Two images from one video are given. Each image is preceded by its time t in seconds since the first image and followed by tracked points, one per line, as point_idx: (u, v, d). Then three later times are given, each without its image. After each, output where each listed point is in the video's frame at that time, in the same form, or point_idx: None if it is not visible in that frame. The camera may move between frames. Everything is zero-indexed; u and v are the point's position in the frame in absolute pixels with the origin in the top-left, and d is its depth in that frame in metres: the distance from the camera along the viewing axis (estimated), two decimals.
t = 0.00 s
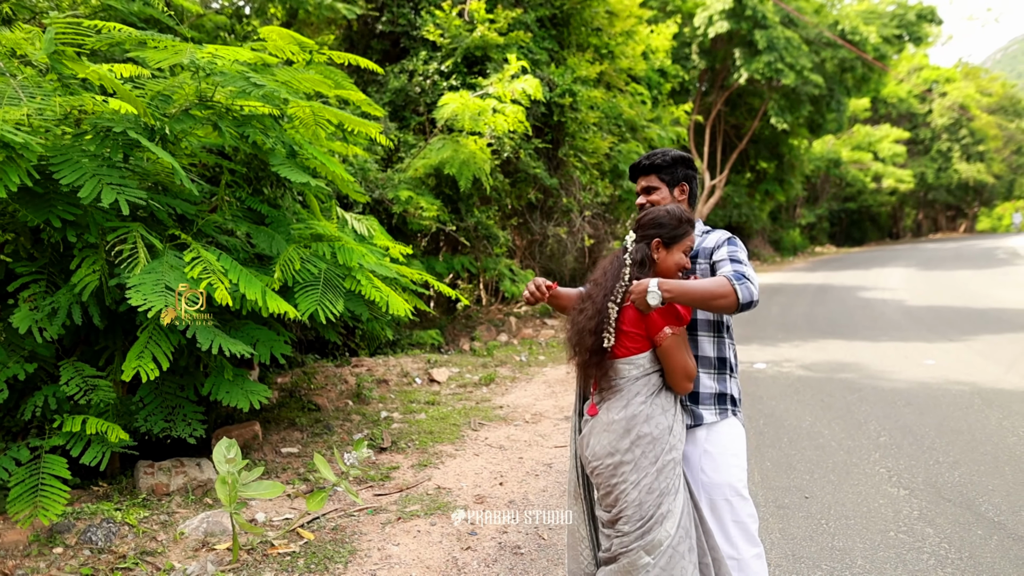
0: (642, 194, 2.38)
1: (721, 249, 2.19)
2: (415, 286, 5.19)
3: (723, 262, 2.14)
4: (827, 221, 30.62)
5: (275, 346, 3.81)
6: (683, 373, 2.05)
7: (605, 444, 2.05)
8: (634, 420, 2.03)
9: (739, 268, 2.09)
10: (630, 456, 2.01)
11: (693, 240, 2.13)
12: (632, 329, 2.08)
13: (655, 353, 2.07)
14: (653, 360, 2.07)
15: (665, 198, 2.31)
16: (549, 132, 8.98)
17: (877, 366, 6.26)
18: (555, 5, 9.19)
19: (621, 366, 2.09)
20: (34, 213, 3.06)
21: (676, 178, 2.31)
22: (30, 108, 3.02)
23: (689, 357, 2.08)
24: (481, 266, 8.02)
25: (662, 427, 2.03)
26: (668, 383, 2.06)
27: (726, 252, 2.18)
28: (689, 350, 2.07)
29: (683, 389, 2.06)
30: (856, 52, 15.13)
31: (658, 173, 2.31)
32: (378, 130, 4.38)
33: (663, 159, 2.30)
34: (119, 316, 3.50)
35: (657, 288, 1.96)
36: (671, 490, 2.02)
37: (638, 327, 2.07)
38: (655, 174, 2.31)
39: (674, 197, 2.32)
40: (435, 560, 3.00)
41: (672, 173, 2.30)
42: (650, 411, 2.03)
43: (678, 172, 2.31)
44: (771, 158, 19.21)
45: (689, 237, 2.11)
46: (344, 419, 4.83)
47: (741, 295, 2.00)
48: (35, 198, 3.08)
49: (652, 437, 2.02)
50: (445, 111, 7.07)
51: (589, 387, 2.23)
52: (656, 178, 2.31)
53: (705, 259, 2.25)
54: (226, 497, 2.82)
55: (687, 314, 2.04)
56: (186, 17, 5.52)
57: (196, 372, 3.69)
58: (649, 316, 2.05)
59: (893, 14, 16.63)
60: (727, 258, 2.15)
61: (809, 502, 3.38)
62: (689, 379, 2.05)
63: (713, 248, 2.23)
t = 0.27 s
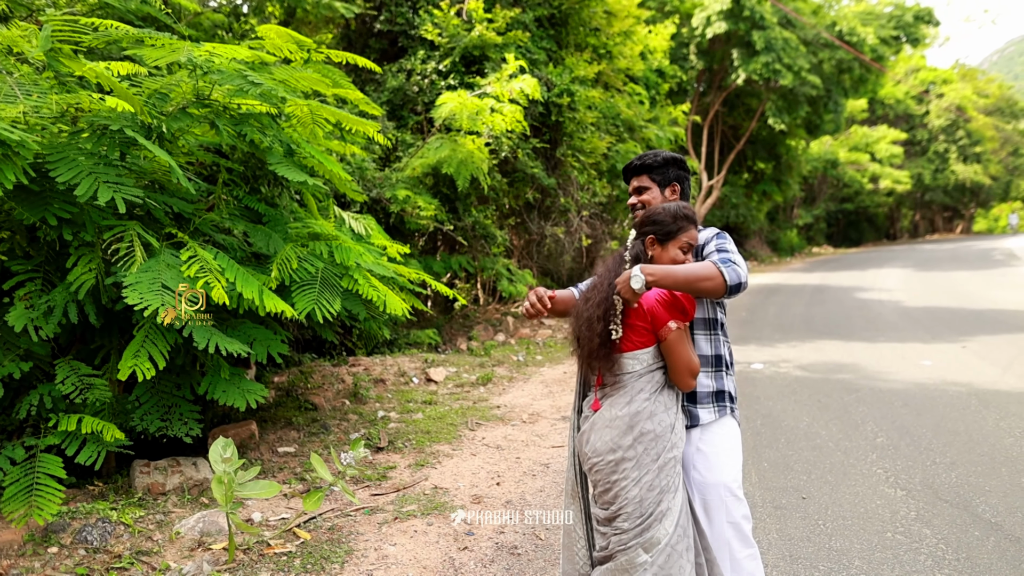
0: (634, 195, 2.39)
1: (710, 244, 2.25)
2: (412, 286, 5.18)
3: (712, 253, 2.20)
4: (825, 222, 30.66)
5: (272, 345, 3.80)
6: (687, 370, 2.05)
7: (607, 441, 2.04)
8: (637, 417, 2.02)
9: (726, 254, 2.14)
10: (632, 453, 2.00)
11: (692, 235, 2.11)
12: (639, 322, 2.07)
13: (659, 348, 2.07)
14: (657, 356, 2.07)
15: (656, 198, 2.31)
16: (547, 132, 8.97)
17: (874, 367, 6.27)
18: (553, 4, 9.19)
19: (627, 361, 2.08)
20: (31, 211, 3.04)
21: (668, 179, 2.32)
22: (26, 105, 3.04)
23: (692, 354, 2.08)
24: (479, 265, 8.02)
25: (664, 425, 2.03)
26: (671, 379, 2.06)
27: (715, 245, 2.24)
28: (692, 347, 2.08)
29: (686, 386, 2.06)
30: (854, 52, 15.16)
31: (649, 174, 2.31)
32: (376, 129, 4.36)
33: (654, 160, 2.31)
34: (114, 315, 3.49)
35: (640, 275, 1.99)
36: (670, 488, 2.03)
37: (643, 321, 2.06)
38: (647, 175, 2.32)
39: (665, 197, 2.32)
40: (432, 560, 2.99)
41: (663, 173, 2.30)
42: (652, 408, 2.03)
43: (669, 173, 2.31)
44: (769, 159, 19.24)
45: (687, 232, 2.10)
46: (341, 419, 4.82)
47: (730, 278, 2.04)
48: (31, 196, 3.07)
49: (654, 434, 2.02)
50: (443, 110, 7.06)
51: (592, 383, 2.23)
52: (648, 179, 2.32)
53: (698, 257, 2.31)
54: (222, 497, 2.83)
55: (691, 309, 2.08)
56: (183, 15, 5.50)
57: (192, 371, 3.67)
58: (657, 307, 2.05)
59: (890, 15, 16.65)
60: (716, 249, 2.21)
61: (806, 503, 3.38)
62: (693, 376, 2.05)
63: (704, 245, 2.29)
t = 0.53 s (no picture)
0: (627, 196, 2.38)
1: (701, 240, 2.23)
2: (410, 285, 5.17)
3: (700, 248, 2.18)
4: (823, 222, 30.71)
5: (269, 344, 3.79)
6: (687, 369, 2.05)
7: (607, 440, 2.04)
8: (637, 416, 2.02)
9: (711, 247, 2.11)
10: (631, 452, 2.01)
11: (689, 236, 2.12)
12: (642, 319, 2.07)
13: (661, 346, 2.08)
14: (658, 354, 2.08)
15: (647, 199, 2.31)
16: (545, 132, 8.98)
17: (872, 367, 6.28)
18: (551, 4, 9.18)
19: (629, 359, 2.09)
20: (28, 210, 3.04)
21: (659, 179, 2.31)
22: (24, 103, 3.04)
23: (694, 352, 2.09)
24: (476, 265, 8.02)
25: (664, 425, 2.03)
26: (673, 377, 2.07)
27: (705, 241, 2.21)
28: (694, 346, 2.08)
29: (687, 385, 2.07)
30: (852, 53, 15.18)
31: (641, 175, 2.31)
32: (374, 128, 4.35)
33: (644, 161, 2.31)
34: (112, 314, 3.49)
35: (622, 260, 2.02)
36: (668, 489, 2.03)
37: (645, 317, 2.06)
38: (637, 176, 2.32)
39: (657, 197, 2.31)
40: (429, 560, 2.99)
41: (655, 174, 2.30)
42: (651, 408, 2.03)
43: (660, 173, 2.31)
44: (767, 159, 19.25)
45: (685, 233, 2.12)
46: (339, 418, 4.81)
47: (715, 263, 2.03)
48: (28, 195, 3.06)
49: (654, 434, 2.02)
50: (441, 110, 7.06)
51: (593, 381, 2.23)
52: (639, 181, 2.32)
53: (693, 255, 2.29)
54: (218, 497, 2.81)
55: (694, 308, 2.09)
56: (181, 14, 5.49)
57: (189, 370, 3.67)
58: (661, 304, 2.05)
59: (889, 16, 16.67)
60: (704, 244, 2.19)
61: (804, 503, 3.39)
62: (694, 375, 2.05)
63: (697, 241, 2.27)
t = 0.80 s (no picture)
0: (622, 199, 2.39)
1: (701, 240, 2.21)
2: (409, 285, 5.17)
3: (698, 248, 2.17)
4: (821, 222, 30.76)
5: (268, 344, 3.79)
6: (686, 368, 2.06)
7: (606, 440, 2.04)
8: (636, 416, 2.03)
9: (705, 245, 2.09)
10: (630, 453, 2.01)
11: (685, 235, 2.13)
12: (642, 318, 2.07)
13: (660, 345, 2.08)
14: (658, 353, 2.08)
15: (643, 201, 2.31)
16: (543, 132, 8.98)
17: (870, 368, 6.29)
18: (550, 4, 9.18)
19: (628, 359, 2.09)
20: (26, 208, 3.03)
21: (653, 180, 2.32)
22: (23, 102, 3.03)
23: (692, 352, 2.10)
24: (475, 265, 8.02)
25: (662, 425, 2.04)
26: (672, 376, 2.08)
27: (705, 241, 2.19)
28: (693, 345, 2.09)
29: (685, 384, 2.07)
30: (851, 53, 15.20)
31: (634, 177, 2.32)
32: (373, 128, 4.35)
33: (637, 163, 2.32)
34: (110, 313, 3.49)
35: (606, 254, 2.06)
36: (667, 489, 2.03)
37: (645, 317, 2.07)
38: (631, 178, 2.33)
39: (652, 198, 2.32)
40: (427, 560, 3.00)
41: (648, 175, 2.31)
42: (650, 408, 2.04)
43: (653, 174, 2.31)
44: (765, 159, 19.28)
45: (680, 232, 2.13)
46: (337, 418, 4.81)
47: (701, 256, 2.02)
48: (27, 194, 3.06)
49: (653, 434, 2.03)
50: (440, 109, 7.06)
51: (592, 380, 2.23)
52: (633, 183, 2.32)
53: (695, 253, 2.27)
54: (217, 497, 2.80)
55: (692, 307, 2.10)
56: (180, 13, 5.48)
57: (187, 369, 3.67)
58: (661, 304, 2.06)
59: (888, 16, 16.69)
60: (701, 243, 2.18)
61: (802, 504, 3.40)
62: (693, 374, 2.06)
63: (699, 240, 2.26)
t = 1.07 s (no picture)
0: (619, 202, 2.40)
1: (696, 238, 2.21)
2: (407, 285, 5.17)
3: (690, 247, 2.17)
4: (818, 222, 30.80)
5: (266, 344, 3.79)
6: (682, 367, 2.07)
7: (605, 440, 2.05)
8: (634, 416, 2.04)
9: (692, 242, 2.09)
10: (629, 453, 2.02)
11: (680, 234, 2.14)
12: (639, 318, 2.08)
13: (657, 345, 2.09)
14: (655, 353, 2.09)
15: (638, 203, 2.31)
16: (542, 131, 8.99)
17: (869, 368, 6.31)
18: (548, 4, 9.19)
19: (627, 358, 2.10)
20: (25, 208, 3.03)
21: (648, 181, 2.32)
22: (21, 102, 3.02)
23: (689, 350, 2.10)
24: (473, 264, 8.03)
25: (661, 425, 2.04)
26: (671, 375, 2.08)
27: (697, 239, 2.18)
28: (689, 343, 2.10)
29: (683, 383, 2.08)
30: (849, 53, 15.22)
31: (629, 180, 2.32)
32: (371, 128, 4.35)
33: (631, 165, 2.32)
34: (108, 313, 3.49)
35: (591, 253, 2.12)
36: (665, 489, 2.04)
37: (641, 316, 2.08)
38: (625, 181, 2.33)
39: (647, 199, 2.32)
40: (426, 560, 3.00)
41: (642, 177, 2.31)
42: (648, 408, 2.05)
43: (647, 175, 2.32)
44: (764, 159, 19.30)
45: (676, 232, 2.14)
46: (335, 418, 4.81)
47: (687, 250, 2.04)
48: (25, 193, 3.06)
49: (651, 434, 2.03)
50: (438, 109, 7.06)
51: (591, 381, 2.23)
52: (628, 185, 2.33)
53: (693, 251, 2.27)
54: (215, 496, 2.80)
55: (688, 307, 2.11)
56: (178, 12, 5.48)
57: (186, 369, 3.67)
58: (657, 304, 2.07)
59: (886, 16, 16.72)
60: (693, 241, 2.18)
61: (801, 504, 3.41)
62: (689, 373, 2.07)
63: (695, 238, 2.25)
